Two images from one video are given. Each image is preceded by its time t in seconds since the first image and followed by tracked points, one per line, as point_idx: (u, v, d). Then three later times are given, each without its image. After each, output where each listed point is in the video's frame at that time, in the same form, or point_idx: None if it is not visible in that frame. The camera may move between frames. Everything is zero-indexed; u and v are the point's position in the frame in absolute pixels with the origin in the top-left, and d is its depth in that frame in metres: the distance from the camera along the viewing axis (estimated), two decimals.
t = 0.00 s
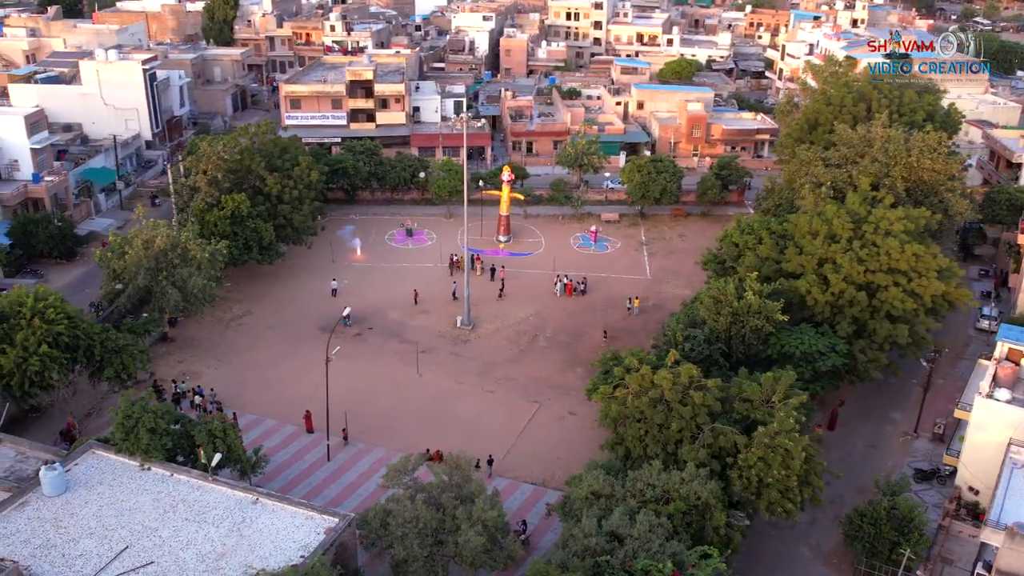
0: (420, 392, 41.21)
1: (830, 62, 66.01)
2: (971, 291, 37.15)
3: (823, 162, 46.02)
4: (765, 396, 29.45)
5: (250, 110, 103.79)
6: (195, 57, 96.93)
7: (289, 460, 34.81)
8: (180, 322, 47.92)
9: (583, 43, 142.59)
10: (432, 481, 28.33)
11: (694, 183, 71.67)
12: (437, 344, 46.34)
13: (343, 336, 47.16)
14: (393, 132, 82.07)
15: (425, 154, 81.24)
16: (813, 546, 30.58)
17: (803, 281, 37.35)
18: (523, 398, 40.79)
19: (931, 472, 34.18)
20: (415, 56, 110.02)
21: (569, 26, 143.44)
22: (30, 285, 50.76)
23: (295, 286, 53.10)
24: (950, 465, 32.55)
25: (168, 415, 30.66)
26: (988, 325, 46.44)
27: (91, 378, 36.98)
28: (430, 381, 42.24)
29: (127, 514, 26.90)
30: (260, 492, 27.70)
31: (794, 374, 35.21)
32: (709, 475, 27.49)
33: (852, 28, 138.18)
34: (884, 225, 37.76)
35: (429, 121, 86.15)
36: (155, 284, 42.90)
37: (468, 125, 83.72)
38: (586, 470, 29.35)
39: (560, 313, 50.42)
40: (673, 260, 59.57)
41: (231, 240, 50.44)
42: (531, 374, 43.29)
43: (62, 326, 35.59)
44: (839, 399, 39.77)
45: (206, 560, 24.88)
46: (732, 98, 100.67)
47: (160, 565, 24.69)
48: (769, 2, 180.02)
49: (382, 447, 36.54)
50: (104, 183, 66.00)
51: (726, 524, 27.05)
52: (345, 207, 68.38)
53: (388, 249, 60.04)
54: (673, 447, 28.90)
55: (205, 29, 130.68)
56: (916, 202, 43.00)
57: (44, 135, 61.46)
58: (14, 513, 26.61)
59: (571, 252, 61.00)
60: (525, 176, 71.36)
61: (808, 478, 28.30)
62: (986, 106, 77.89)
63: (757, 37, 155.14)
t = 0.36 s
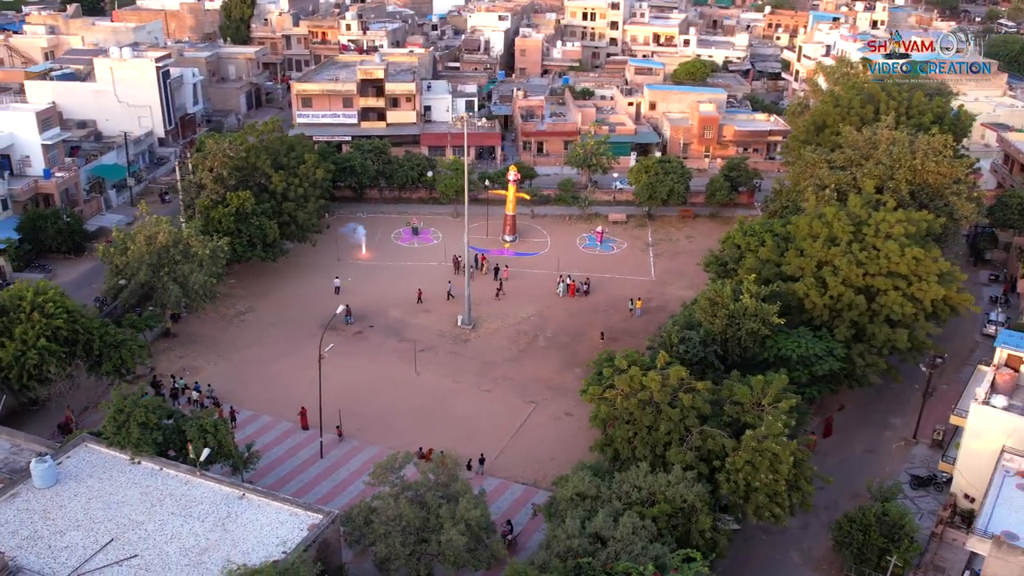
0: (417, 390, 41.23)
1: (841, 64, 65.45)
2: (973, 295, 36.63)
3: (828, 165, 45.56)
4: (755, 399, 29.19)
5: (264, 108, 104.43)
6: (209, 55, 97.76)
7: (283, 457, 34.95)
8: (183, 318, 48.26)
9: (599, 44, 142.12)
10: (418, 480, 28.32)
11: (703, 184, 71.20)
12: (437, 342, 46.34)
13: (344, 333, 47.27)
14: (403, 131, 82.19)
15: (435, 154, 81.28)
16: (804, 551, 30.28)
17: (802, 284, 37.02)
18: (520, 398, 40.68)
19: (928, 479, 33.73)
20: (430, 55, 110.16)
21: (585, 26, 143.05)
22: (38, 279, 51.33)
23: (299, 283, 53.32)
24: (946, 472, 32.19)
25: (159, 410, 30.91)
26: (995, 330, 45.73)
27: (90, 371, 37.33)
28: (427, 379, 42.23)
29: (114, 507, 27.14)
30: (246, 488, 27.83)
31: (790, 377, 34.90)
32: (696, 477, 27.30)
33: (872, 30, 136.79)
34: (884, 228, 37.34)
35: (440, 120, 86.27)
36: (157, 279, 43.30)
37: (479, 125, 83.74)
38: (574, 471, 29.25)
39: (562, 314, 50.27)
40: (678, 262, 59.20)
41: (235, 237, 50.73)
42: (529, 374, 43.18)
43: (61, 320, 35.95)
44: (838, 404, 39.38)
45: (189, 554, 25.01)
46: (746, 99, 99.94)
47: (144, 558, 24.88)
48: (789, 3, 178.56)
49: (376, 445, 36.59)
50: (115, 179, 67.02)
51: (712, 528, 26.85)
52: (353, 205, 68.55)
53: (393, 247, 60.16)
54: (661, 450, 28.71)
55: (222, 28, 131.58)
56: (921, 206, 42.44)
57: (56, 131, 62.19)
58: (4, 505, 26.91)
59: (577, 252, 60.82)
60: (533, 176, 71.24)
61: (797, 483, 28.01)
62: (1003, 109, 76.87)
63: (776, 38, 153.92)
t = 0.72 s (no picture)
0: (414, 388, 41.29)
1: (855, 66, 64.71)
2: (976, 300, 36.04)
3: (834, 166, 45.00)
4: (744, 402, 28.92)
5: (282, 106, 105.17)
6: (228, 53, 98.79)
7: (276, 452, 35.14)
8: (188, 313, 48.69)
9: (619, 44, 141.46)
10: (403, 478, 28.35)
11: (715, 186, 70.58)
12: (438, 341, 46.34)
13: (346, 330, 47.42)
14: (416, 129, 82.31)
15: (447, 153, 81.30)
16: (793, 557, 29.94)
17: (801, 287, 36.66)
18: (517, 398, 40.56)
19: (925, 486, 33.22)
20: (447, 55, 110.27)
21: (605, 26, 142.50)
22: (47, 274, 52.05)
23: (305, 280, 53.58)
24: (943, 480, 31.74)
25: (151, 403, 31.23)
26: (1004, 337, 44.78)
27: (90, 365, 37.78)
28: (425, 377, 42.27)
29: (102, 499, 27.41)
30: (233, 482, 28.01)
31: (786, 381, 34.57)
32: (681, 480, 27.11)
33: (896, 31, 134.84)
34: (885, 231, 36.86)
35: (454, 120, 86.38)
36: (160, 274, 43.79)
37: (492, 124, 83.75)
38: (561, 472, 29.15)
39: (565, 314, 50.09)
40: (686, 263, 58.71)
41: (241, 233, 51.09)
42: (528, 374, 43.05)
43: (62, 313, 36.40)
44: (839, 410, 38.90)
45: (171, 547, 25.18)
46: (764, 99, 98.83)
47: (127, 550, 25.12)
48: (814, 3, 176.66)
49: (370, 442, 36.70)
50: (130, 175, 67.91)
51: (697, 532, 26.64)
52: (364, 203, 68.73)
53: (401, 246, 60.29)
54: (648, 451, 28.52)
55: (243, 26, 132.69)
56: (927, 209, 41.81)
57: (71, 127, 63.02)
58: None
59: (584, 253, 60.57)
60: (544, 176, 71.10)
61: (786, 488, 27.67)
62: None
63: (799, 39, 152.25)
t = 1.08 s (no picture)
0: (411, 386, 41.41)
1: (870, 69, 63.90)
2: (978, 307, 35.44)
3: (840, 169, 44.42)
4: (731, 406, 28.65)
5: (301, 104, 105.86)
6: (247, 51, 99.92)
7: (269, 448, 35.38)
8: (193, 307, 49.18)
9: (640, 44, 140.68)
10: (387, 475, 28.43)
11: (727, 188, 69.88)
12: (438, 340, 46.39)
13: (347, 328, 47.63)
14: (430, 128, 82.40)
15: (460, 152, 81.33)
16: (780, 564, 29.60)
17: (799, 291, 36.20)
18: (513, 398, 40.49)
19: (920, 495, 32.69)
20: (466, 54, 110.27)
21: (627, 27, 141.69)
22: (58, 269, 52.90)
23: (310, 277, 53.87)
24: (937, 489, 31.25)
25: (143, 397, 31.58)
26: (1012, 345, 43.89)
27: (90, 357, 38.28)
28: (423, 375, 42.34)
29: (88, 490, 27.75)
30: (217, 476, 28.22)
31: (782, 386, 34.16)
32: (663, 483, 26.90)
33: (923, 34, 132.81)
34: (886, 235, 36.32)
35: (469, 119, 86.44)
36: (164, 269, 44.31)
37: (506, 124, 83.67)
38: (545, 473, 29.05)
39: (568, 315, 49.91)
40: (694, 266, 58.21)
41: (248, 230, 51.45)
42: (526, 374, 42.95)
43: (62, 306, 36.92)
44: (838, 416, 38.40)
45: (152, 539, 25.42)
46: (784, 101, 97.65)
47: (108, 540, 25.41)
48: (841, 5, 174.53)
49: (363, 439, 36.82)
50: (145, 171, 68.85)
51: (678, 536, 26.41)
52: (374, 202, 68.91)
53: (409, 244, 60.42)
54: (632, 454, 28.32)
55: (266, 24, 133.75)
56: (933, 213, 41.17)
57: (87, 123, 63.94)
58: None
59: (592, 254, 60.28)
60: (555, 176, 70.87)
61: (770, 494, 27.37)
62: None
63: (824, 41, 150.41)
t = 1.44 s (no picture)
0: (406, 386, 41.52)
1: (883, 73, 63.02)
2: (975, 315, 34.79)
3: (843, 173, 43.82)
4: (713, 411, 28.42)
5: (317, 102, 106.47)
6: (264, 49, 101.38)
7: (258, 443, 35.61)
8: (196, 302, 49.65)
9: (660, 45, 139.78)
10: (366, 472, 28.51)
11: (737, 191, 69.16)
12: (436, 339, 46.42)
13: (346, 325, 47.84)
14: (442, 127, 82.49)
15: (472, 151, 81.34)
16: (762, 570, 29.29)
17: (793, 295, 35.74)
18: (506, 398, 40.43)
19: (910, 505, 32.19)
20: (483, 54, 110.20)
21: (647, 27, 140.75)
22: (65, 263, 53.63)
23: (314, 275, 54.15)
24: (926, 499, 30.78)
25: (131, 389, 31.90)
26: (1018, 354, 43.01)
27: (88, 350, 38.75)
28: (417, 374, 42.41)
29: (72, 481, 28.06)
30: (198, 470, 28.44)
31: (772, 390, 33.79)
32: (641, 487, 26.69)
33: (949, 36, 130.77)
34: (883, 240, 35.75)
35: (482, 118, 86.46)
36: (164, 263, 44.76)
37: (518, 124, 83.57)
38: (526, 474, 28.97)
39: (567, 316, 49.75)
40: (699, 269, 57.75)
41: (251, 226, 51.86)
42: (521, 374, 42.88)
43: (59, 299, 37.40)
44: (832, 422, 37.94)
45: (129, 530, 25.65)
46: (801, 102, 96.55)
47: (86, 531, 25.67)
48: (866, 7, 172.19)
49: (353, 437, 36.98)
50: (157, 167, 70.18)
51: (654, 540, 26.20)
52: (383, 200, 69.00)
53: (414, 243, 60.53)
54: (612, 456, 28.16)
55: (287, 23, 135.07)
56: (936, 219, 40.45)
57: (99, 118, 64.69)
58: None
59: (597, 255, 60.00)
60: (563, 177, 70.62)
61: (750, 500, 27.09)
62: None
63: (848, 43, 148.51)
